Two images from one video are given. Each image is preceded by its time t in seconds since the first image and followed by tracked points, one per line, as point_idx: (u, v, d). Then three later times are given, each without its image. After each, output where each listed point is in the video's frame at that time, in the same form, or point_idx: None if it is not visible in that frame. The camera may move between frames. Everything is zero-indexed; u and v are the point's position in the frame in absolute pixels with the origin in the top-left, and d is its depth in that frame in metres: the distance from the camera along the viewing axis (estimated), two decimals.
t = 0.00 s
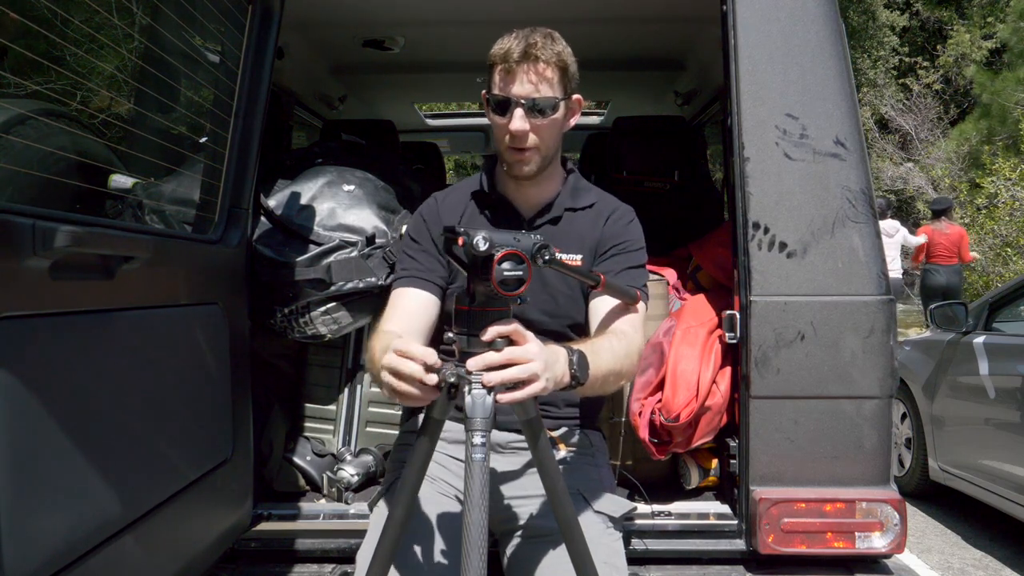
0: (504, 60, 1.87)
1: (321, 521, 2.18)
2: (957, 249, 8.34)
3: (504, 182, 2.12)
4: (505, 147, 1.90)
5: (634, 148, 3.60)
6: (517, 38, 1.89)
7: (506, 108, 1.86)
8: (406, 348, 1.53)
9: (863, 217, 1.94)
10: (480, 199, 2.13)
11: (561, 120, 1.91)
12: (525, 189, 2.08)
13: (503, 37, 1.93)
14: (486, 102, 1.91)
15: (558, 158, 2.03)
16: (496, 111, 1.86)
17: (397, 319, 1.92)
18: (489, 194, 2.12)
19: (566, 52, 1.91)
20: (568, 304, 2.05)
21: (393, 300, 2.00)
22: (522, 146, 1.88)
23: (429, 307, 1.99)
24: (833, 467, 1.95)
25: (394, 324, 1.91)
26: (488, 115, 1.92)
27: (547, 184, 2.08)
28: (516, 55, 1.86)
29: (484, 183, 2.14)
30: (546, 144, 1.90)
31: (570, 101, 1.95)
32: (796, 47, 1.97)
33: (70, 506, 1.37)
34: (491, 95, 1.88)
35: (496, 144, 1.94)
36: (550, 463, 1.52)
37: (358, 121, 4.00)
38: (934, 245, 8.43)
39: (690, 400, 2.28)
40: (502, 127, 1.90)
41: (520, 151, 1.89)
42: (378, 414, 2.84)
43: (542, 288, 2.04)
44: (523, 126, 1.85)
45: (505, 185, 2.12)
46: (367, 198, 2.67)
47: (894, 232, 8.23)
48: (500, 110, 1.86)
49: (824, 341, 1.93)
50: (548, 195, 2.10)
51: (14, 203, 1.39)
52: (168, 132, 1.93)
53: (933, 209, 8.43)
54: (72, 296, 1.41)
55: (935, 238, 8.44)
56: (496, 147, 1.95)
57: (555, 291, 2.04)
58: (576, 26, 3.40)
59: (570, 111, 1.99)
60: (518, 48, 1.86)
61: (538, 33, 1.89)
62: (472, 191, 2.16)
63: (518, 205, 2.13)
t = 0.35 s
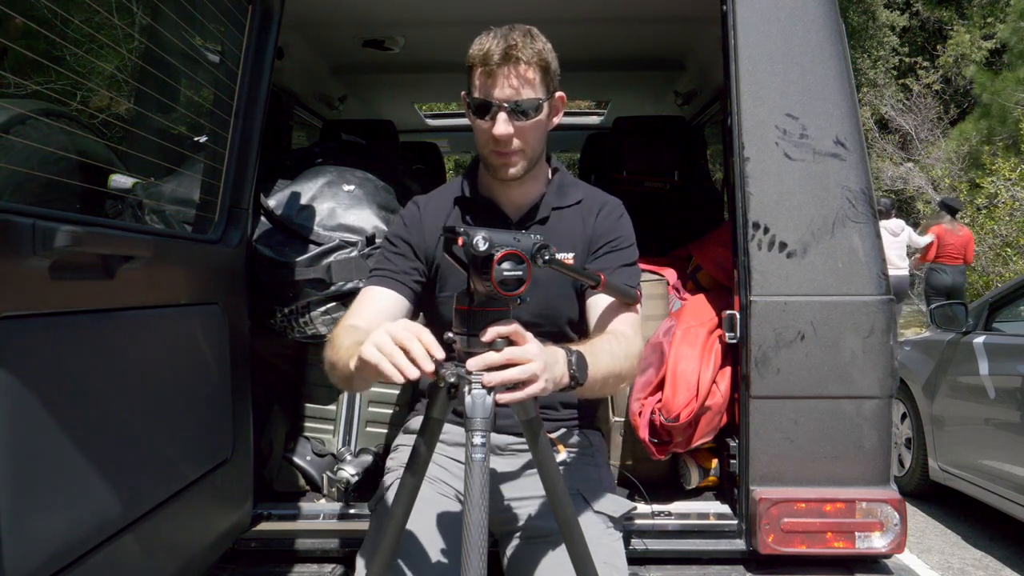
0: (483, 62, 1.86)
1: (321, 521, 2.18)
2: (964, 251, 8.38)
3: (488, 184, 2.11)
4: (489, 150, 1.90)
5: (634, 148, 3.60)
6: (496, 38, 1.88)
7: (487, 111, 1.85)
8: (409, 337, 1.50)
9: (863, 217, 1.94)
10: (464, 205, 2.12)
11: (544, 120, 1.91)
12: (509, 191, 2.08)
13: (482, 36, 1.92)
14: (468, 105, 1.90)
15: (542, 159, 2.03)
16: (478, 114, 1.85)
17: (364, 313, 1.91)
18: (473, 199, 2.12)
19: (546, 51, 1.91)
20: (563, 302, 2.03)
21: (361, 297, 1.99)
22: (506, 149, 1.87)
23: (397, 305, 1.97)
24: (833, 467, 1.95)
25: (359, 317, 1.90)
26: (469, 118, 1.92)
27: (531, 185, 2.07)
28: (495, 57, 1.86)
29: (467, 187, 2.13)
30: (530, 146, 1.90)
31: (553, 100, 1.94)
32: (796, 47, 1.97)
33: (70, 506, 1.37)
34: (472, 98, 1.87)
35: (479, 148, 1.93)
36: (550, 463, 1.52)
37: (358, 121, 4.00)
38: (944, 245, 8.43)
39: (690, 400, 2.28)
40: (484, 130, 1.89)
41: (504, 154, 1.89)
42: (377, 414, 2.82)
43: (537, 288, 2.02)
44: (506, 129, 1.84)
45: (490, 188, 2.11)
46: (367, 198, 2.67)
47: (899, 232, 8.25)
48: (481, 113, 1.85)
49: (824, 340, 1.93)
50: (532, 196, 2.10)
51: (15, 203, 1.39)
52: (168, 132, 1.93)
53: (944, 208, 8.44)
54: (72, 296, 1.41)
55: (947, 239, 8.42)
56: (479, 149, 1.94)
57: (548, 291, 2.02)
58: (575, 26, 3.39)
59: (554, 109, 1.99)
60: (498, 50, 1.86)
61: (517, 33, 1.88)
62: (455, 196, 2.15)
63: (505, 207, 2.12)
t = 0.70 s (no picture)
0: (475, 66, 1.85)
1: (321, 521, 2.18)
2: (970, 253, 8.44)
3: (483, 186, 2.11)
4: (483, 155, 1.90)
5: (633, 149, 3.62)
6: (487, 42, 1.86)
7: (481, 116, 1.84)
8: (407, 333, 1.49)
9: (863, 217, 1.94)
10: (460, 206, 2.12)
11: (538, 123, 1.91)
12: (504, 193, 2.08)
13: (472, 38, 1.89)
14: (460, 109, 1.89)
15: (536, 161, 2.03)
16: (471, 118, 1.85)
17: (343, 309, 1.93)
18: (468, 202, 2.11)
19: (538, 53, 1.90)
20: (561, 302, 2.03)
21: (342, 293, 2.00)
22: (501, 154, 1.88)
23: (381, 305, 1.98)
24: (833, 467, 1.95)
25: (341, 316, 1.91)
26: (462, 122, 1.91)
27: (527, 186, 2.07)
28: (487, 61, 1.84)
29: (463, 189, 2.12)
30: (525, 149, 1.90)
31: (546, 101, 1.94)
32: (796, 47, 1.97)
33: (70, 506, 1.37)
34: (465, 102, 1.85)
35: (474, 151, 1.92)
36: (550, 463, 1.52)
37: (358, 121, 4.00)
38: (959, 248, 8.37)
39: (690, 400, 2.28)
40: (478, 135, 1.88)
41: (500, 158, 1.89)
42: (377, 414, 2.82)
43: (535, 287, 2.02)
44: (501, 134, 1.84)
45: (484, 190, 2.11)
46: (367, 198, 2.67)
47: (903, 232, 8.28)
48: (475, 118, 1.85)
49: (824, 340, 1.93)
50: (527, 196, 2.10)
51: (15, 202, 1.39)
52: (168, 132, 1.93)
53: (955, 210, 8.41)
54: (72, 296, 1.41)
55: (963, 241, 8.32)
56: (473, 153, 1.94)
57: (546, 290, 2.02)
58: (576, 26, 3.39)
59: (547, 109, 1.99)
60: (490, 53, 1.84)
61: (508, 35, 1.87)
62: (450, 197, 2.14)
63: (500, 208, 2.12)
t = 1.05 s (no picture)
0: (480, 68, 1.85)
1: (322, 521, 2.18)
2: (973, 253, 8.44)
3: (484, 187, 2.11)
4: (485, 158, 1.89)
5: (633, 149, 3.62)
6: (491, 44, 1.86)
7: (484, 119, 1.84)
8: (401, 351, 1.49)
9: (863, 217, 1.94)
10: (461, 207, 2.11)
11: (540, 127, 1.90)
12: (505, 195, 2.08)
13: (476, 40, 1.89)
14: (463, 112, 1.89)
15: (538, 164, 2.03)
16: (474, 121, 1.84)
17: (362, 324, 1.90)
18: (470, 202, 2.11)
19: (543, 57, 1.90)
20: (561, 302, 2.03)
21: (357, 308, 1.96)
22: (503, 158, 1.87)
23: (397, 316, 1.95)
24: (833, 467, 1.95)
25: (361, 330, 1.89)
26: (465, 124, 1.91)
27: (528, 189, 2.08)
28: (491, 64, 1.84)
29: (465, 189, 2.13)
30: (527, 154, 1.90)
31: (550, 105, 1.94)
32: (796, 47, 1.97)
33: (70, 506, 1.37)
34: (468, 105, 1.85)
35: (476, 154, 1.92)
36: (550, 463, 1.52)
37: (358, 121, 4.00)
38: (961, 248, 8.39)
39: (690, 400, 2.28)
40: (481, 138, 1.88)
41: (502, 162, 1.89)
42: (378, 414, 2.83)
43: (535, 288, 2.02)
44: (504, 138, 1.84)
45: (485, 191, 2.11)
46: (368, 198, 2.67)
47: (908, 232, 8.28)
48: (478, 121, 1.84)
49: (824, 340, 1.93)
50: (529, 197, 2.10)
51: (15, 202, 1.39)
52: (168, 132, 1.93)
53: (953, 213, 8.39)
54: (71, 296, 1.41)
55: (963, 242, 8.36)
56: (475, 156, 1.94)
57: (547, 291, 2.02)
58: (576, 26, 3.40)
59: (550, 113, 1.99)
60: (494, 57, 1.84)
61: (513, 38, 1.87)
62: (450, 198, 2.14)
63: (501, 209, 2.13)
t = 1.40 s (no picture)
0: (475, 69, 1.85)
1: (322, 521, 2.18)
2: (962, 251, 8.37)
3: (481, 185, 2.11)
4: (481, 159, 1.89)
5: (634, 149, 3.62)
6: (486, 45, 1.85)
7: (480, 120, 1.84)
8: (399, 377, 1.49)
9: (863, 217, 1.94)
10: (459, 206, 2.11)
11: (536, 128, 1.90)
12: (501, 194, 2.08)
13: (472, 39, 1.89)
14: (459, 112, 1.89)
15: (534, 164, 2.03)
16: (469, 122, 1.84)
17: (384, 334, 1.92)
18: (467, 201, 2.10)
19: (538, 58, 1.89)
20: (559, 302, 2.03)
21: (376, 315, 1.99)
22: (498, 160, 1.88)
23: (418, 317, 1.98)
24: (833, 467, 1.95)
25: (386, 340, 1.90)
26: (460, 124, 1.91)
27: (524, 188, 2.07)
28: (487, 65, 1.84)
29: (463, 186, 2.12)
30: (522, 155, 1.90)
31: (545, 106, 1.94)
32: (796, 47, 1.97)
33: (70, 506, 1.37)
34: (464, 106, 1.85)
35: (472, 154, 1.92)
36: (550, 463, 1.52)
37: (358, 121, 4.00)
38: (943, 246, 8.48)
39: (690, 400, 2.28)
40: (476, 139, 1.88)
41: (497, 163, 1.89)
42: (378, 414, 2.82)
43: (535, 287, 2.02)
44: (499, 139, 1.84)
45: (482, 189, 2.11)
46: (367, 198, 2.67)
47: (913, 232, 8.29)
48: (473, 122, 1.84)
49: (824, 340, 1.93)
50: (526, 197, 2.09)
51: (15, 202, 1.39)
52: (168, 132, 1.93)
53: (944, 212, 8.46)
54: (71, 296, 1.40)
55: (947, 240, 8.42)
56: (471, 156, 1.94)
57: (547, 291, 2.02)
58: (576, 26, 3.40)
59: (546, 113, 1.98)
60: (490, 57, 1.84)
61: (508, 39, 1.86)
62: (448, 196, 2.14)
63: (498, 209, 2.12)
